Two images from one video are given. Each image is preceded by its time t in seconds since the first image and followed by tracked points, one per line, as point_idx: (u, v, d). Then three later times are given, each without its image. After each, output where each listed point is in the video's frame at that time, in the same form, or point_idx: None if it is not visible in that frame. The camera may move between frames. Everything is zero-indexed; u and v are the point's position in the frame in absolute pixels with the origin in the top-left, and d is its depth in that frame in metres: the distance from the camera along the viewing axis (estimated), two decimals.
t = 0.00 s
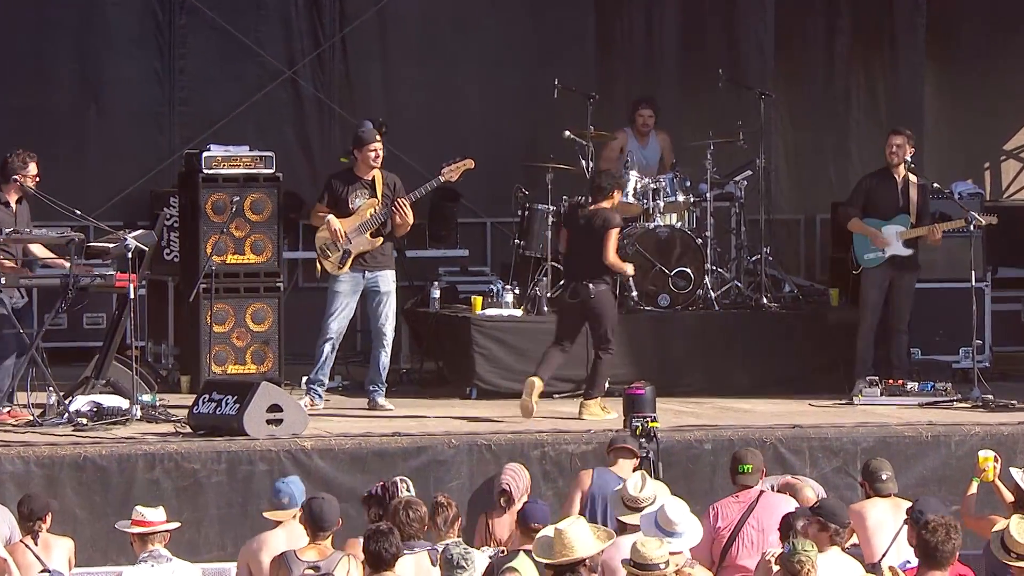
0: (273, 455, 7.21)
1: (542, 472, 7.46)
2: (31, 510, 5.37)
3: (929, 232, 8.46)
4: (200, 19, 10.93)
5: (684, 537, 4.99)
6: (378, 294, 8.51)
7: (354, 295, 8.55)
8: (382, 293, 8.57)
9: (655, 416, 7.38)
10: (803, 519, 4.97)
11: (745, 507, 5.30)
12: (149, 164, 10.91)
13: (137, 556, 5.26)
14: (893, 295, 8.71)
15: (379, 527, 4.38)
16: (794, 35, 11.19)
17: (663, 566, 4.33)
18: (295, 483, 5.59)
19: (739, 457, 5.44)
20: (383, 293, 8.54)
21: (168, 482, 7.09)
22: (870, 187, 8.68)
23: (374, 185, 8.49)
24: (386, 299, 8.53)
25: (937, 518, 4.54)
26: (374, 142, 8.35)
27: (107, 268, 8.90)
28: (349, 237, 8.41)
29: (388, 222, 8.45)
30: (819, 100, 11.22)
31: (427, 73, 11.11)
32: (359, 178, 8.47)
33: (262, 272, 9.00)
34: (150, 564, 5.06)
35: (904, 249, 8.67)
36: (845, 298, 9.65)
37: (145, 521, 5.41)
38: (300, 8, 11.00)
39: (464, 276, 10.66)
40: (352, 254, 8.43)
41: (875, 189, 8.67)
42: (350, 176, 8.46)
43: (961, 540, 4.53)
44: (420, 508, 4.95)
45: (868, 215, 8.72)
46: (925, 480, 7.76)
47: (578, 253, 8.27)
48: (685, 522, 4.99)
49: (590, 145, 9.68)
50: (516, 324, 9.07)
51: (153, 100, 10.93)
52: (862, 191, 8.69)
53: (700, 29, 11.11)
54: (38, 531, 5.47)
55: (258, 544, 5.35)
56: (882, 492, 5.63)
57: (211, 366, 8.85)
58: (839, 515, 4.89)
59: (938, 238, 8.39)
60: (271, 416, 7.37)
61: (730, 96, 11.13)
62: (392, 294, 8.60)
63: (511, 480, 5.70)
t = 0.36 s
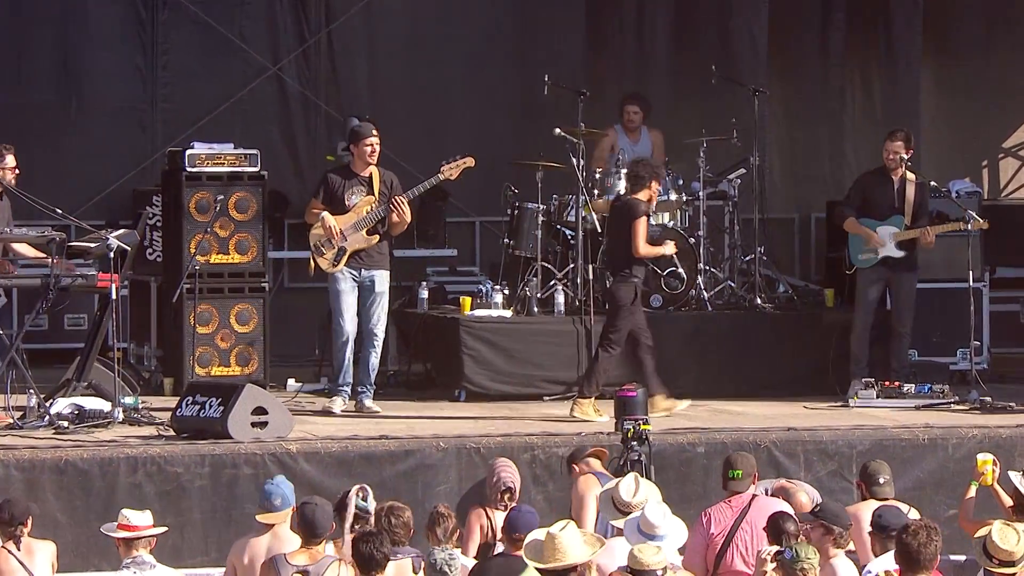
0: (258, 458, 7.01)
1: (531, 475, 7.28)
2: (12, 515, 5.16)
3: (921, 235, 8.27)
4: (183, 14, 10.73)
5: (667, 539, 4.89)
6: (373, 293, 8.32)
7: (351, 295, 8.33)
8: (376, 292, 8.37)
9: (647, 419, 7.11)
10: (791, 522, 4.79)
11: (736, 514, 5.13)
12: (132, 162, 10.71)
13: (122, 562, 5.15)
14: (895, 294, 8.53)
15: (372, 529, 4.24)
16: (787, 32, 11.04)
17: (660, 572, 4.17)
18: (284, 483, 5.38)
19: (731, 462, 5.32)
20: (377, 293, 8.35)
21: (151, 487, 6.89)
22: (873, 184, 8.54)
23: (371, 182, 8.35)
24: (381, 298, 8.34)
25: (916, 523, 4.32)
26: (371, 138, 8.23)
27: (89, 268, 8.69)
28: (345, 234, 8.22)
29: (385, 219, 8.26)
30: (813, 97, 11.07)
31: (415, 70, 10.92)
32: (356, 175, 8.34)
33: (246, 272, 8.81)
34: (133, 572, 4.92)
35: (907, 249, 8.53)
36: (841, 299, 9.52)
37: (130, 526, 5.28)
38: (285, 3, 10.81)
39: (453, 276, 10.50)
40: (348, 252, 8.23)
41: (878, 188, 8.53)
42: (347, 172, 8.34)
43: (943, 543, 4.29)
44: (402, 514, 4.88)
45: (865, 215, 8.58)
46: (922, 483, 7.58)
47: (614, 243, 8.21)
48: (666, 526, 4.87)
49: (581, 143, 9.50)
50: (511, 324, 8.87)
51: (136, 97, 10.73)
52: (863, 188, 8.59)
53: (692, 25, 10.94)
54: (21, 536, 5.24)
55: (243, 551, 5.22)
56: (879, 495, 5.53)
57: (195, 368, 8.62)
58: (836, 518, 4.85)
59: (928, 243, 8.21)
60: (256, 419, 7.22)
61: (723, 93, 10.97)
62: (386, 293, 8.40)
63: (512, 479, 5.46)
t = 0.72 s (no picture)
0: (233, 462, 6.80)
1: (512, 478, 7.08)
2: None
3: (897, 230, 8.13)
4: (157, 9, 10.51)
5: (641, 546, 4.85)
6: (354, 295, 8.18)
7: (332, 297, 8.17)
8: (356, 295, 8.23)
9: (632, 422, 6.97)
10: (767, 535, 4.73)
11: (745, 519, 5.07)
12: (106, 159, 10.48)
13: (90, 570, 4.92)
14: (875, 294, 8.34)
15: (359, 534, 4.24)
16: (774, 28, 10.89)
17: None
18: (279, 489, 5.33)
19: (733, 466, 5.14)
20: (358, 295, 8.20)
21: (124, 492, 6.67)
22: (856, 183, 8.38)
23: (348, 179, 8.16)
24: (361, 301, 8.21)
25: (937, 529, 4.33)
26: (345, 134, 8.08)
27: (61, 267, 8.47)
28: (325, 234, 8.00)
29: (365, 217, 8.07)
30: (798, 95, 10.92)
31: (394, 66, 10.73)
32: (332, 173, 8.15)
33: (222, 273, 8.61)
34: None
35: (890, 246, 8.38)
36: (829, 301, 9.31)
37: (98, 534, 5.06)
38: None
39: (433, 276, 10.31)
40: (329, 252, 8.02)
41: (858, 187, 8.39)
42: (323, 170, 8.15)
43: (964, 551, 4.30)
44: (381, 519, 4.86)
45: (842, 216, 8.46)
46: (911, 487, 7.41)
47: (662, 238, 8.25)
48: (642, 532, 4.82)
49: (564, 141, 9.30)
50: (493, 326, 8.67)
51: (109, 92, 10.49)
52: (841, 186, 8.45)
53: (676, 22, 10.77)
54: None
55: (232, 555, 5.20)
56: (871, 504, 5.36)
57: (169, 370, 8.38)
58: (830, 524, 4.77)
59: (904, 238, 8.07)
60: (232, 423, 7.00)
61: (708, 90, 10.81)
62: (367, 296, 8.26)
63: (472, 486, 5.26)
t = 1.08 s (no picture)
0: (189, 468, 6.55)
1: (475, 485, 6.85)
2: None
3: (859, 230, 7.97)
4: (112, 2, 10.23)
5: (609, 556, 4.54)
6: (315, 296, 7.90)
7: (292, 298, 7.90)
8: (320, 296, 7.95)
9: (597, 426, 6.80)
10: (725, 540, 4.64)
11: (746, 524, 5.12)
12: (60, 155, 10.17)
13: None
14: (849, 291, 8.13)
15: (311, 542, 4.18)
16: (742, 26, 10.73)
17: None
18: (233, 492, 5.11)
19: (733, 472, 5.20)
20: (320, 296, 7.92)
21: (78, 498, 6.42)
22: (820, 183, 8.20)
23: (304, 179, 7.91)
24: (325, 301, 7.91)
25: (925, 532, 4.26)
26: (299, 132, 7.81)
27: (13, 268, 8.19)
28: (284, 236, 7.76)
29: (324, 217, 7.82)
30: (767, 93, 10.75)
31: (355, 63, 10.50)
32: (287, 173, 7.90)
33: (178, 274, 8.32)
34: None
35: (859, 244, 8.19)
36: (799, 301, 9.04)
37: (56, 538, 5.00)
38: None
39: (394, 277, 10.07)
40: (289, 254, 7.77)
41: (820, 188, 8.21)
42: (277, 170, 7.88)
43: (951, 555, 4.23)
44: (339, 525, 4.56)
45: (803, 217, 8.28)
46: (883, 493, 7.20)
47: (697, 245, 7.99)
48: (611, 542, 4.53)
49: (528, 139, 9.08)
50: (457, 327, 8.43)
51: (62, 87, 10.18)
52: (802, 186, 8.25)
53: (643, 19, 10.59)
54: None
55: (189, 560, 4.95)
56: (841, 506, 5.26)
57: (123, 373, 8.12)
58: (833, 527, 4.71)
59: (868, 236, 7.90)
60: (187, 427, 6.78)
61: (675, 87, 10.62)
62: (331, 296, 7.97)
63: (418, 477, 5.39)
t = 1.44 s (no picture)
0: (145, 475, 6.27)
1: (439, 492, 6.59)
2: None
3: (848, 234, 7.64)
4: None
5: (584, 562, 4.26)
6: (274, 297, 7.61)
7: (252, 301, 7.64)
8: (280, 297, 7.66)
9: (564, 432, 6.55)
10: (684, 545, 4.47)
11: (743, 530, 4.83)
12: (11, 152, 9.84)
13: None
14: (831, 295, 7.99)
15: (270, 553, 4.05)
16: (712, 20, 10.51)
17: None
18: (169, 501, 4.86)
19: (727, 477, 4.93)
20: (280, 297, 7.63)
21: (29, 506, 6.13)
22: (807, 179, 8.04)
23: (273, 178, 7.63)
24: (282, 302, 7.62)
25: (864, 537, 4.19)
26: (270, 130, 7.54)
27: None
28: (247, 237, 7.50)
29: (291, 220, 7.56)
30: (739, 89, 10.54)
31: (317, 57, 10.23)
32: (255, 171, 7.62)
33: (133, 274, 8.00)
34: None
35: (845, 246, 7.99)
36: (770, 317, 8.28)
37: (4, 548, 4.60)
38: None
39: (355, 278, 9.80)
40: (252, 256, 7.52)
41: (806, 186, 8.04)
42: (245, 168, 7.61)
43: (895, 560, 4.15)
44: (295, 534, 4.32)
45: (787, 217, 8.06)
46: (857, 500, 6.96)
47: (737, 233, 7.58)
48: (583, 544, 4.25)
49: (493, 136, 8.84)
50: (419, 330, 8.19)
51: (13, 80, 9.84)
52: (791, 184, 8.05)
53: (611, 13, 10.36)
54: None
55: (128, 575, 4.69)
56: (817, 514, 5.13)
57: (76, 377, 7.82)
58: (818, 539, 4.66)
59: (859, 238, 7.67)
60: (143, 432, 6.43)
61: (643, 83, 10.41)
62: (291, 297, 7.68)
63: (391, 484, 5.17)
